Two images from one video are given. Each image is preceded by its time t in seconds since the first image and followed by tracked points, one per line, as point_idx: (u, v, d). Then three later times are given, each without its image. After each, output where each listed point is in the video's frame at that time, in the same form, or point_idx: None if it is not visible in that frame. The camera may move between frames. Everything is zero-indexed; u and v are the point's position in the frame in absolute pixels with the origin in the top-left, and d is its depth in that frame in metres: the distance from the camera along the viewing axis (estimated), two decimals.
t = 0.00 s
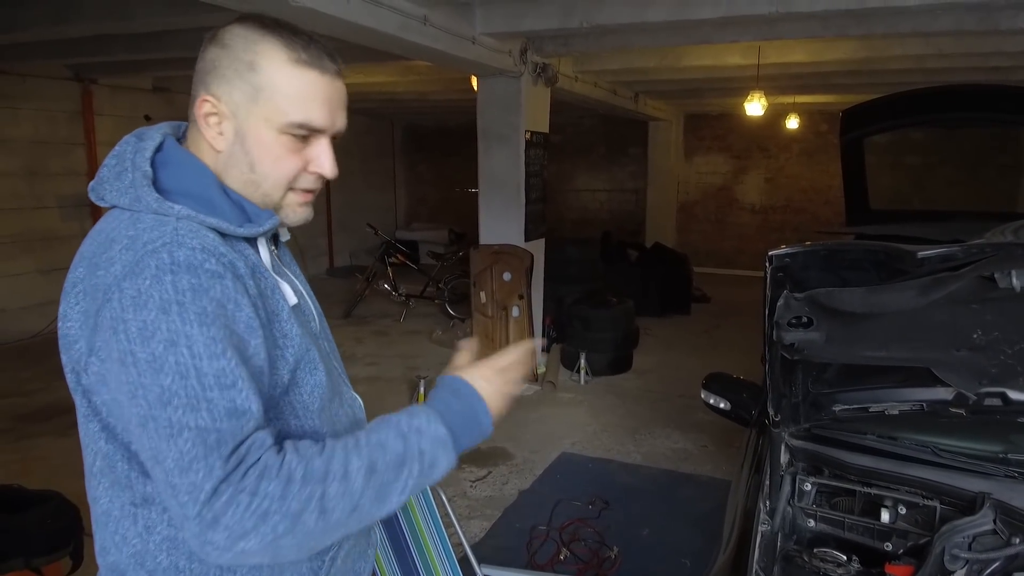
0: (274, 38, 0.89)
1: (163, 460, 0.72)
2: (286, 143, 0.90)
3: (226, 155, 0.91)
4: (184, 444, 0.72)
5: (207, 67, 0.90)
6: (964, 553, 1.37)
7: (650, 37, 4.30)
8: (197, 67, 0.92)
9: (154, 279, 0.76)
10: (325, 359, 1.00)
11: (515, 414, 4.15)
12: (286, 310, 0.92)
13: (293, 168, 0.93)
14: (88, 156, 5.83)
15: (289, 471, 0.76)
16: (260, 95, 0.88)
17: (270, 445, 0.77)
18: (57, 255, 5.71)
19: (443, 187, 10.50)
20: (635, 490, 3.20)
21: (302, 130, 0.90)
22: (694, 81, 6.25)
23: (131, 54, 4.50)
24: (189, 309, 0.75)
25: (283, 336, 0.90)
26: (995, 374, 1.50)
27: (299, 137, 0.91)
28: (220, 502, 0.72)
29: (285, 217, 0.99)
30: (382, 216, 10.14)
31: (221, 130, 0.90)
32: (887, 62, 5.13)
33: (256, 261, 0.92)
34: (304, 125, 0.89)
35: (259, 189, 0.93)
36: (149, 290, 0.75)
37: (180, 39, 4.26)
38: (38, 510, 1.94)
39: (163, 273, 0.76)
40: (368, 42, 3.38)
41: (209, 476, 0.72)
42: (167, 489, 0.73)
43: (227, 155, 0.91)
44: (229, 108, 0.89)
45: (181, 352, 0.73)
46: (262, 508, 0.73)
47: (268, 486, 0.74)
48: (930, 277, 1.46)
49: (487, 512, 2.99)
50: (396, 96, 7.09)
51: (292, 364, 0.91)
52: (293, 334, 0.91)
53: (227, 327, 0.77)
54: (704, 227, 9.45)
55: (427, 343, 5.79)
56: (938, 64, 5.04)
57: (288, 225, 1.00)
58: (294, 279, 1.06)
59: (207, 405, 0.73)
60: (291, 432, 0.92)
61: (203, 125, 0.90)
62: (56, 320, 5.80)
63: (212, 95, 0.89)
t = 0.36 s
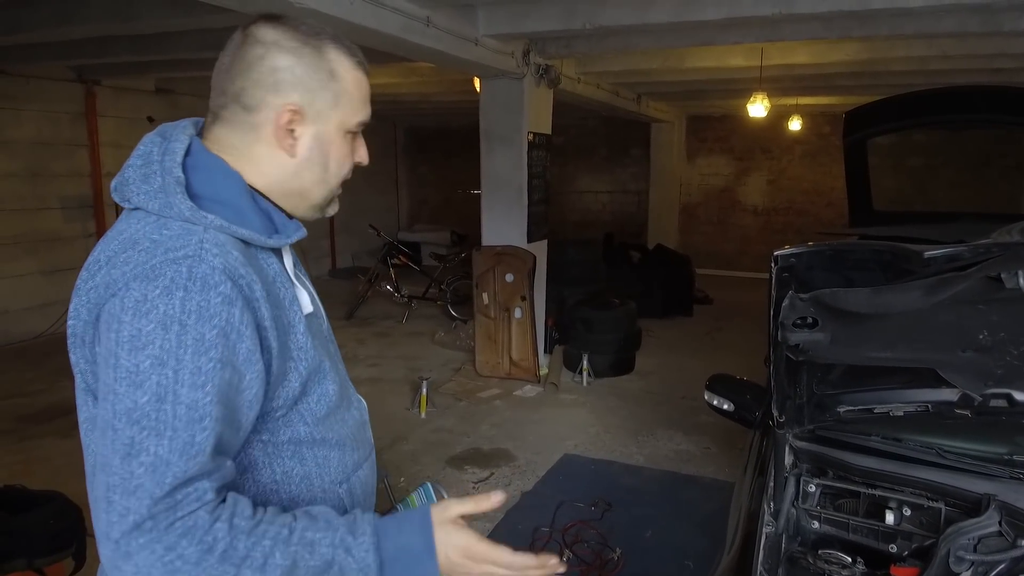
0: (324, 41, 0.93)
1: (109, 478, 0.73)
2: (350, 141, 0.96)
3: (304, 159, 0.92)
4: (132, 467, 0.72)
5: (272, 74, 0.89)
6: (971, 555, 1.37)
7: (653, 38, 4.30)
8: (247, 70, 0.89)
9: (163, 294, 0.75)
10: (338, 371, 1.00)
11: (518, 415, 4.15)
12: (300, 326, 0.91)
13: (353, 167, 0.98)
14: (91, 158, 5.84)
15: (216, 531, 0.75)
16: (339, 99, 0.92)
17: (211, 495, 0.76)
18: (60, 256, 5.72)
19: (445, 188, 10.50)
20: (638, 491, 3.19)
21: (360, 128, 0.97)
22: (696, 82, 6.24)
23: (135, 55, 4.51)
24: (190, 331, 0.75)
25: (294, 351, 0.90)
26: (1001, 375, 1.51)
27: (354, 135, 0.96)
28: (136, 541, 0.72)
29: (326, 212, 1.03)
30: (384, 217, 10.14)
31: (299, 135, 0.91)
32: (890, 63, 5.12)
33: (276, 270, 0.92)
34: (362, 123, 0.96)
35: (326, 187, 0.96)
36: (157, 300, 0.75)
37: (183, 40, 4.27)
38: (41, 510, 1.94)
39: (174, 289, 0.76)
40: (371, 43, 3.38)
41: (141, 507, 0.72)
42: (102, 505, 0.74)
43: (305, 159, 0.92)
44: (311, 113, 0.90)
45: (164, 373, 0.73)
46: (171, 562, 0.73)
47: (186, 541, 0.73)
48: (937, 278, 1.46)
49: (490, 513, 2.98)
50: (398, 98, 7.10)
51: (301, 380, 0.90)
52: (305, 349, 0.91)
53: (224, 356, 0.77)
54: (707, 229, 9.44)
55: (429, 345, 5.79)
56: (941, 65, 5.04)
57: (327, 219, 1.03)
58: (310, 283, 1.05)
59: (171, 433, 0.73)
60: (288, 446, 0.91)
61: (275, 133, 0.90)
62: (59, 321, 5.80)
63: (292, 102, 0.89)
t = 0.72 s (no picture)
0: (310, 37, 0.92)
1: (196, 477, 0.75)
2: (338, 135, 0.97)
3: (298, 158, 0.93)
4: (219, 457, 0.74)
5: (266, 75, 0.88)
6: (974, 557, 1.36)
7: (655, 39, 4.29)
8: (235, 73, 0.87)
9: (173, 296, 0.76)
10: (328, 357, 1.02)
11: (519, 416, 4.15)
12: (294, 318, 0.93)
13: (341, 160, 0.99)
14: (93, 158, 5.85)
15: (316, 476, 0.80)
16: (331, 96, 0.92)
17: (297, 452, 0.81)
18: (62, 257, 5.73)
19: (447, 189, 10.50)
20: (639, 492, 3.18)
21: (345, 122, 0.97)
22: (698, 83, 6.24)
23: (136, 55, 4.51)
24: (213, 326, 0.76)
25: (292, 342, 0.91)
26: (1004, 376, 1.48)
27: (341, 128, 0.98)
28: (264, 511, 0.76)
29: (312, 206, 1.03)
30: (386, 218, 10.15)
31: (293, 135, 0.91)
32: (892, 64, 5.12)
33: (264, 268, 0.92)
34: (348, 115, 0.97)
35: (316, 181, 0.97)
36: (170, 305, 0.76)
37: (185, 41, 4.27)
38: (43, 511, 1.94)
39: (183, 289, 0.77)
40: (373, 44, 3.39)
41: (251, 486, 0.75)
42: (204, 504, 0.75)
43: (299, 158, 0.93)
44: (306, 113, 0.91)
45: (207, 368, 0.75)
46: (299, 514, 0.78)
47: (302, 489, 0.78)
48: (941, 278, 1.45)
49: (491, 514, 2.98)
50: (400, 99, 7.10)
51: (300, 369, 0.92)
52: (299, 341, 0.92)
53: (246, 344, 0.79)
54: (709, 230, 9.44)
55: (431, 346, 5.79)
56: (944, 66, 5.02)
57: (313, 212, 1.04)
58: (296, 281, 1.05)
59: (238, 419, 0.76)
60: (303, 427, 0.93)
61: (270, 132, 0.90)
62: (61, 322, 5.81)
63: (288, 103, 0.89)
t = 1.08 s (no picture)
0: (308, 39, 0.93)
1: (212, 455, 0.75)
2: (331, 136, 0.97)
3: (291, 154, 0.93)
4: (236, 433, 0.75)
5: (262, 71, 0.88)
6: (978, 559, 1.35)
7: (657, 40, 4.28)
8: (232, 67, 0.87)
9: (177, 283, 0.77)
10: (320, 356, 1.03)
11: (521, 417, 4.15)
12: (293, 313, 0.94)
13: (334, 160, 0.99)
14: (96, 159, 5.86)
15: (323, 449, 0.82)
16: (325, 95, 0.93)
17: (304, 428, 0.83)
18: (65, 257, 5.74)
19: (449, 190, 10.51)
20: (642, 494, 3.18)
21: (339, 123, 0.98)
22: (701, 84, 6.24)
23: (140, 56, 4.52)
24: (218, 311, 0.78)
25: (290, 336, 0.92)
26: (1010, 377, 1.48)
27: (334, 130, 0.98)
28: (284, 483, 0.77)
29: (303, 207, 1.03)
30: (388, 219, 10.16)
31: (286, 131, 0.91)
32: (895, 65, 5.11)
33: (262, 263, 0.92)
34: (342, 118, 0.98)
35: (308, 181, 0.97)
36: (175, 293, 0.77)
37: (188, 42, 4.28)
38: (45, 511, 1.95)
39: (188, 277, 0.78)
40: (376, 45, 3.39)
41: (269, 460, 0.76)
42: (220, 484, 0.76)
43: (291, 154, 0.93)
44: (300, 110, 0.91)
45: (216, 351, 0.76)
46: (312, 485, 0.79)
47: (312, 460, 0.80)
48: (947, 279, 1.45)
49: (493, 515, 2.98)
50: (403, 99, 7.10)
51: (297, 364, 0.93)
52: (298, 335, 0.93)
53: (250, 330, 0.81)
54: (711, 231, 9.43)
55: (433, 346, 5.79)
56: (947, 67, 5.01)
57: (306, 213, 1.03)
58: (295, 281, 1.06)
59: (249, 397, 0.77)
60: (303, 415, 0.94)
61: (264, 127, 0.90)
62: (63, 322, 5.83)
63: (282, 98, 0.89)
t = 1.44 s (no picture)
0: (321, 43, 0.93)
1: (187, 446, 0.74)
2: (339, 140, 0.96)
3: (293, 153, 0.92)
4: (213, 427, 0.74)
5: (269, 70, 0.89)
6: (982, 560, 1.35)
7: (660, 40, 4.28)
8: (242, 66, 0.89)
9: (171, 271, 0.77)
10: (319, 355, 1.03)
11: (523, 417, 4.14)
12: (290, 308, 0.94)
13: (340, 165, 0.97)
14: (99, 159, 5.87)
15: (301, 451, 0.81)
16: (332, 99, 0.92)
17: (288, 427, 0.82)
18: (66, 257, 5.74)
19: (451, 190, 10.51)
20: (644, 494, 3.17)
21: (350, 129, 0.97)
22: (704, 84, 6.23)
23: (142, 57, 4.53)
24: (208, 301, 0.77)
25: (285, 331, 0.92)
26: (1013, 377, 1.47)
27: (345, 135, 0.97)
28: (256, 481, 0.76)
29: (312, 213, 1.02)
30: (390, 219, 10.15)
31: (289, 130, 0.91)
32: (898, 65, 5.10)
33: (261, 257, 0.92)
34: (353, 123, 0.97)
35: (313, 184, 0.96)
36: (166, 281, 0.77)
37: (190, 41, 4.29)
38: (46, 510, 1.94)
39: (179, 265, 0.78)
40: (379, 46, 3.39)
41: (244, 456, 0.75)
42: (194, 476, 0.75)
43: (294, 154, 0.92)
44: (303, 110, 0.91)
45: (202, 341, 0.76)
46: (285, 484, 0.78)
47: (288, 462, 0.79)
48: (950, 278, 1.45)
49: (494, 515, 2.97)
50: (405, 100, 7.10)
51: (292, 359, 0.93)
52: (295, 331, 0.93)
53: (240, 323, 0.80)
54: (713, 231, 9.42)
55: (435, 346, 5.78)
56: (950, 67, 5.00)
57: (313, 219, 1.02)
58: (300, 281, 1.05)
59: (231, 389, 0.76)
60: (297, 411, 0.93)
61: (267, 127, 0.90)
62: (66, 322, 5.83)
63: (286, 98, 0.89)
